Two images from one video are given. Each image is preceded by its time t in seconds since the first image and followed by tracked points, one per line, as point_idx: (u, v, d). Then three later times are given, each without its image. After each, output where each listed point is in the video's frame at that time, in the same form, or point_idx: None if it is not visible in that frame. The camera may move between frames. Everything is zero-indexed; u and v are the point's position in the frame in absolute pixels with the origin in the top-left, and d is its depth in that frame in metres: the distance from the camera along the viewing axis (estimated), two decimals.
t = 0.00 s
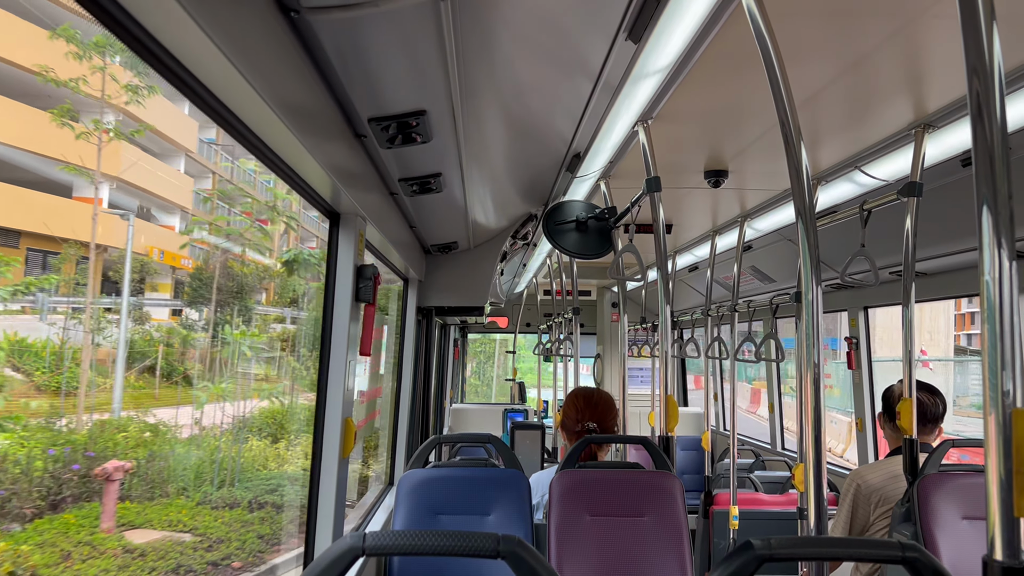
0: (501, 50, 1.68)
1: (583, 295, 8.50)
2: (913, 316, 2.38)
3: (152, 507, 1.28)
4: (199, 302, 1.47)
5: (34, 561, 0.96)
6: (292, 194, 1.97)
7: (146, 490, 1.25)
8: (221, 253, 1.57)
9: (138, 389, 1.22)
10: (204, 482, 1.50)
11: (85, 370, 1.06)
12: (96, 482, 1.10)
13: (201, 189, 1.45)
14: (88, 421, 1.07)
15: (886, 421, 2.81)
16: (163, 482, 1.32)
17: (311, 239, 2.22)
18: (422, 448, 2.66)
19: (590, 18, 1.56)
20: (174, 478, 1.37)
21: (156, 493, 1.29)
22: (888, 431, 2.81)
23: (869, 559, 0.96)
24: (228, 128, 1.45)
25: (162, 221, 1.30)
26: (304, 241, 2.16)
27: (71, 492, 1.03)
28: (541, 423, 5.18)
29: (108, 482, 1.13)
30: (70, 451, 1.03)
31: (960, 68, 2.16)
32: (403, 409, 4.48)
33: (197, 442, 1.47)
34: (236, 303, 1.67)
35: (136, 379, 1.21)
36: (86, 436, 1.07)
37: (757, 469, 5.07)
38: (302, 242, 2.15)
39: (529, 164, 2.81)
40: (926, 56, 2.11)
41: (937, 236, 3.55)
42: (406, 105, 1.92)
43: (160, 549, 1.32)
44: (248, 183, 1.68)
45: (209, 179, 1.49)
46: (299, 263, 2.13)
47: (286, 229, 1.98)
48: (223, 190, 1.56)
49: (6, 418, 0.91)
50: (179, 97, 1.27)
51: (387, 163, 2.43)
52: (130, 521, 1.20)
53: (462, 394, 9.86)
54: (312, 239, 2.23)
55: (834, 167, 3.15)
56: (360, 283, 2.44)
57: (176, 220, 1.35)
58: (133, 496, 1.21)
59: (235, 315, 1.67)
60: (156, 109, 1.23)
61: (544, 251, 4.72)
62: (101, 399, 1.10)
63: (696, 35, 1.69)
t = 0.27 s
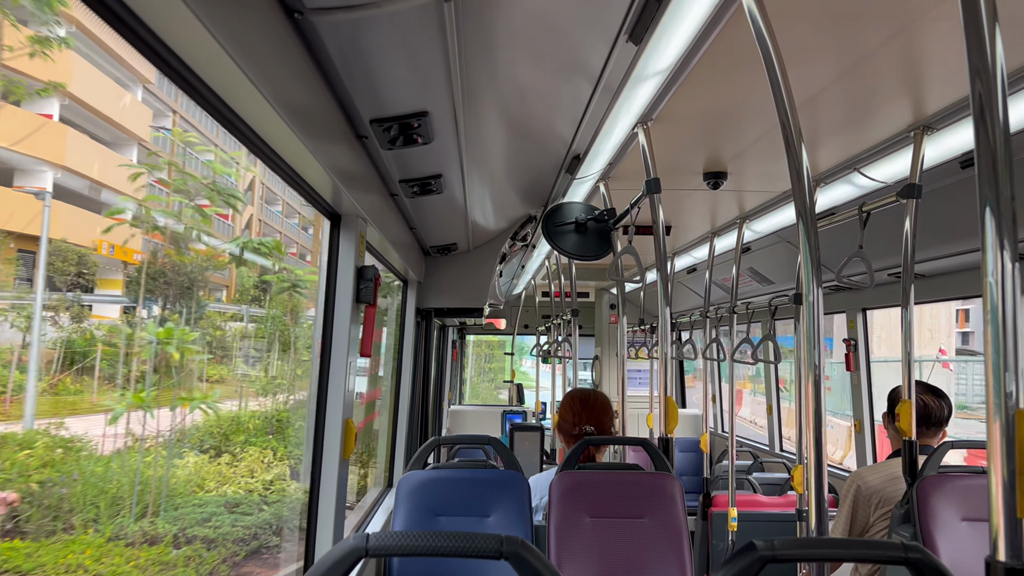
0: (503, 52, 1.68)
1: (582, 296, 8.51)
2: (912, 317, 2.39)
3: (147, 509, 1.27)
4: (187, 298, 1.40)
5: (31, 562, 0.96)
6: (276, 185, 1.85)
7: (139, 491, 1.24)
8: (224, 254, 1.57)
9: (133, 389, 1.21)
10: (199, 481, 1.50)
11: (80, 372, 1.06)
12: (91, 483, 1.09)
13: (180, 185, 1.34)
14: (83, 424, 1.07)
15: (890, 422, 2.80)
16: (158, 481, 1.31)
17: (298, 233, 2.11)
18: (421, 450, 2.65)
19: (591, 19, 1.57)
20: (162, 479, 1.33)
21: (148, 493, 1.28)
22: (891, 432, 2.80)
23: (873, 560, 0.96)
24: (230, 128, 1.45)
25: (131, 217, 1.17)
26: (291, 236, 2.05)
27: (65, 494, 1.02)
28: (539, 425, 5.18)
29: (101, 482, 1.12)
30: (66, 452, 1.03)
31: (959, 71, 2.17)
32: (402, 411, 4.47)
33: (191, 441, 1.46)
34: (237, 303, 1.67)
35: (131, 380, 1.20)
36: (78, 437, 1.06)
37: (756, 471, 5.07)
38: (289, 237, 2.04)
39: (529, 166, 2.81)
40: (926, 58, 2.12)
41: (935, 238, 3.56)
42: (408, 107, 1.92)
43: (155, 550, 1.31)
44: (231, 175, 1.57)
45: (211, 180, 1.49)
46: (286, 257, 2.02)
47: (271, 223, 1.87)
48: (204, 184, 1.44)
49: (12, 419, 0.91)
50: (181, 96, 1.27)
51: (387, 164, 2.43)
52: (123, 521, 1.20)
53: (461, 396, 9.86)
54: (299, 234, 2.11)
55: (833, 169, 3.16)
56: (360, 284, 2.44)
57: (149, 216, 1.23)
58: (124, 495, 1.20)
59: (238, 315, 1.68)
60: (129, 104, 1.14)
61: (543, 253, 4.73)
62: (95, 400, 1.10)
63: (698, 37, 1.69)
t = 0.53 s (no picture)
0: (502, 54, 1.67)
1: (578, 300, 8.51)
2: (908, 323, 2.40)
3: (151, 510, 1.27)
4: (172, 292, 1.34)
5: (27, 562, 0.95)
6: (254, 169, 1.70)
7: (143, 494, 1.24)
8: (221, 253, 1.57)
9: (134, 391, 1.20)
10: (200, 484, 1.49)
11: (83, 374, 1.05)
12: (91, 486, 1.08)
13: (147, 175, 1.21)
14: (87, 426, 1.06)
15: (885, 428, 2.81)
16: (160, 483, 1.31)
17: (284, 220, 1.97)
18: (416, 453, 2.64)
19: (591, 21, 1.57)
20: (164, 479, 1.32)
21: (151, 496, 1.27)
22: (887, 438, 2.80)
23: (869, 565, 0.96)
24: (228, 127, 1.44)
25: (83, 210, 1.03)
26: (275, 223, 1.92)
27: (59, 499, 1.01)
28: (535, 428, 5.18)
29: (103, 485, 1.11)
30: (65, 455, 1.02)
31: (956, 78, 2.18)
32: (398, 414, 4.46)
33: (193, 445, 1.45)
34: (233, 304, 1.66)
35: (134, 381, 1.20)
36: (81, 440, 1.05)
37: (752, 475, 5.08)
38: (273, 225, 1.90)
39: (527, 169, 2.81)
40: (923, 64, 2.13)
41: (931, 244, 3.58)
42: (406, 108, 1.91)
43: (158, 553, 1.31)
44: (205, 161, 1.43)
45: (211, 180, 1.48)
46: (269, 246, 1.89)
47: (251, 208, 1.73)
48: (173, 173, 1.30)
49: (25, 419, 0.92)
50: (180, 95, 1.26)
51: (385, 166, 2.42)
52: (126, 525, 1.19)
53: (456, 399, 9.84)
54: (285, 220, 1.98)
55: (829, 175, 3.17)
56: (357, 286, 2.43)
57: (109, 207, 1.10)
58: (132, 503, 1.20)
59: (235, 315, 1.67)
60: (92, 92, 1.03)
61: (540, 256, 4.73)
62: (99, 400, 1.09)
63: (697, 41, 1.70)
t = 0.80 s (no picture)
0: (495, 57, 1.68)
1: (575, 301, 8.52)
2: (901, 326, 2.40)
3: (135, 508, 1.29)
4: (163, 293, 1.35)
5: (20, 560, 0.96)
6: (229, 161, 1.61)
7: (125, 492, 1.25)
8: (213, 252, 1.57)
9: (117, 389, 1.21)
10: (187, 483, 1.50)
11: (68, 373, 1.06)
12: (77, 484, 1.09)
13: (107, 168, 1.13)
14: (69, 425, 1.07)
15: (879, 430, 2.81)
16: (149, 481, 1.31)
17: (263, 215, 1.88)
18: (410, 453, 2.65)
19: (583, 24, 1.57)
20: (148, 479, 1.32)
21: (131, 495, 1.27)
22: (880, 440, 2.81)
23: (852, 567, 0.97)
24: (218, 130, 1.44)
25: (39, 202, 0.97)
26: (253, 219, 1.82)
27: (40, 502, 0.99)
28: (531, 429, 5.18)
29: (90, 484, 1.12)
30: (52, 456, 1.03)
31: (949, 81, 2.19)
32: (393, 414, 4.46)
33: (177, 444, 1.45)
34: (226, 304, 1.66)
35: (121, 377, 1.21)
36: (68, 440, 1.06)
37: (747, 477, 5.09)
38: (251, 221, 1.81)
39: (522, 170, 2.82)
40: (917, 67, 2.13)
41: (926, 246, 3.59)
42: (399, 110, 1.92)
43: (144, 553, 1.31)
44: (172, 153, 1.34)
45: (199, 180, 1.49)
46: (247, 242, 1.79)
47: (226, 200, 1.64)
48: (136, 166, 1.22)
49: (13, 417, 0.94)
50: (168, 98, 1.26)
51: (379, 167, 2.43)
52: (114, 524, 1.20)
53: (454, 399, 9.85)
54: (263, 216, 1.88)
55: (824, 177, 3.18)
56: (350, 287, 2.44)
57: (65, 198, 1.02)
58: (114, 499, 1.20)
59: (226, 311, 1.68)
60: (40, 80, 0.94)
61: (536, 257, 4.73)
62: (77, 402, 1.09)
63: (688, 45, 1.70)
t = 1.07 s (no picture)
0: (493, 52, 1.67)
1: (574, 297, 8.52)
2: (900, 320, 2.40)
3: (141, 505, 1.28)
4: (166, 288, 1.34)
5: (23, 556, 0.96)
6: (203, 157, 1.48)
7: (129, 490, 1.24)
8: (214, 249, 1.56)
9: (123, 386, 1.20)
10: (193, 480, 1.50)
11: (76, 369, 1.06)
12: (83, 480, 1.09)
13: (68, 159, 1.01)
14: (76, 422, 1.07)
15: (878, 426, 2.81)
16: (150, 478, 1.31)
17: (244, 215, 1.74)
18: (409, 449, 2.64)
19: (582, 18, 1.57)
20: (149, 477, 1.32)
21: (137, 491, 1.27)
22: (880, 435, 2.81)
23: (853, 561, 0.97)
24: (216, 126, 1.43)
25: None
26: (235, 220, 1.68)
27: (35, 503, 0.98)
28: (530, 426, 5.18)
29: (95, 481, 1.12)
30: (57, 452, 1.02)
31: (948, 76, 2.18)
32: (391, 411, 4.46)
33: (181, 440, 1.45)
34: (229, 300, 1.66)
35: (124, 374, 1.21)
36: (74, 437, 1.06)
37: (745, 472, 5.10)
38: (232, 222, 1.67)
39: (519, 166, 2.81)
40: (915, 61, 2.13)
41: (924, 242, 3.59)
42: (396, 105, 1.91)
43: (148, 550, 1.31)
44: (142, 146, 1.22)
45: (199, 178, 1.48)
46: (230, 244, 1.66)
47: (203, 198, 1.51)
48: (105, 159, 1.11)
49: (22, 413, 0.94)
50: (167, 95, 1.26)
51: (377, 163, 2.42)
52: (114, 523, 1.19)
53: (452, 396, 9.85)
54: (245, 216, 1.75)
55: (822, 172, 3.18)
56: (348, 284, 2.43)
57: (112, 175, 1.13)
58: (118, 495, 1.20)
59: (230, 307, 1.67)
60: None
61: (535, 254, 4.73)
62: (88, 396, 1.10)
63: (687, 39, 1.70)
